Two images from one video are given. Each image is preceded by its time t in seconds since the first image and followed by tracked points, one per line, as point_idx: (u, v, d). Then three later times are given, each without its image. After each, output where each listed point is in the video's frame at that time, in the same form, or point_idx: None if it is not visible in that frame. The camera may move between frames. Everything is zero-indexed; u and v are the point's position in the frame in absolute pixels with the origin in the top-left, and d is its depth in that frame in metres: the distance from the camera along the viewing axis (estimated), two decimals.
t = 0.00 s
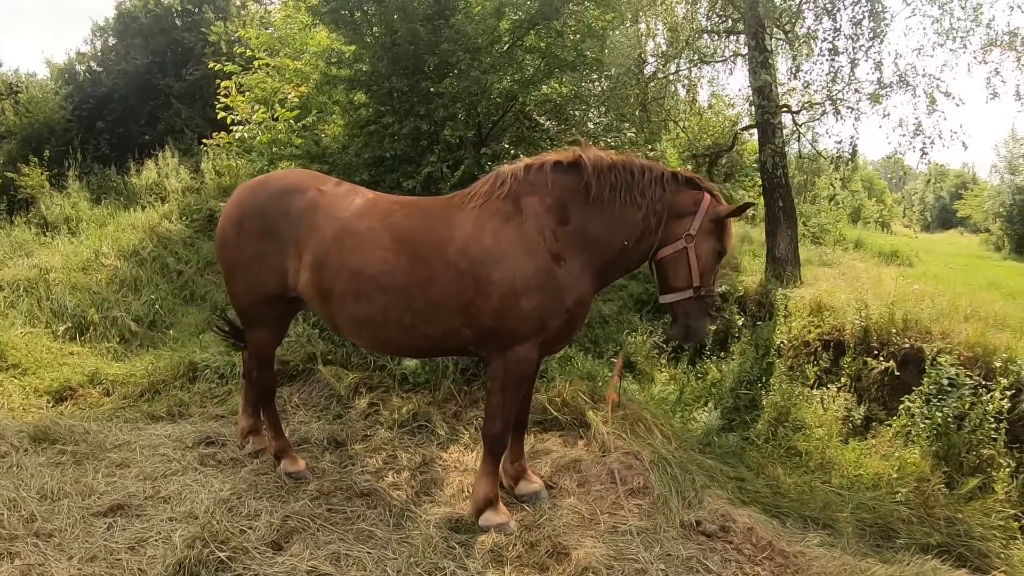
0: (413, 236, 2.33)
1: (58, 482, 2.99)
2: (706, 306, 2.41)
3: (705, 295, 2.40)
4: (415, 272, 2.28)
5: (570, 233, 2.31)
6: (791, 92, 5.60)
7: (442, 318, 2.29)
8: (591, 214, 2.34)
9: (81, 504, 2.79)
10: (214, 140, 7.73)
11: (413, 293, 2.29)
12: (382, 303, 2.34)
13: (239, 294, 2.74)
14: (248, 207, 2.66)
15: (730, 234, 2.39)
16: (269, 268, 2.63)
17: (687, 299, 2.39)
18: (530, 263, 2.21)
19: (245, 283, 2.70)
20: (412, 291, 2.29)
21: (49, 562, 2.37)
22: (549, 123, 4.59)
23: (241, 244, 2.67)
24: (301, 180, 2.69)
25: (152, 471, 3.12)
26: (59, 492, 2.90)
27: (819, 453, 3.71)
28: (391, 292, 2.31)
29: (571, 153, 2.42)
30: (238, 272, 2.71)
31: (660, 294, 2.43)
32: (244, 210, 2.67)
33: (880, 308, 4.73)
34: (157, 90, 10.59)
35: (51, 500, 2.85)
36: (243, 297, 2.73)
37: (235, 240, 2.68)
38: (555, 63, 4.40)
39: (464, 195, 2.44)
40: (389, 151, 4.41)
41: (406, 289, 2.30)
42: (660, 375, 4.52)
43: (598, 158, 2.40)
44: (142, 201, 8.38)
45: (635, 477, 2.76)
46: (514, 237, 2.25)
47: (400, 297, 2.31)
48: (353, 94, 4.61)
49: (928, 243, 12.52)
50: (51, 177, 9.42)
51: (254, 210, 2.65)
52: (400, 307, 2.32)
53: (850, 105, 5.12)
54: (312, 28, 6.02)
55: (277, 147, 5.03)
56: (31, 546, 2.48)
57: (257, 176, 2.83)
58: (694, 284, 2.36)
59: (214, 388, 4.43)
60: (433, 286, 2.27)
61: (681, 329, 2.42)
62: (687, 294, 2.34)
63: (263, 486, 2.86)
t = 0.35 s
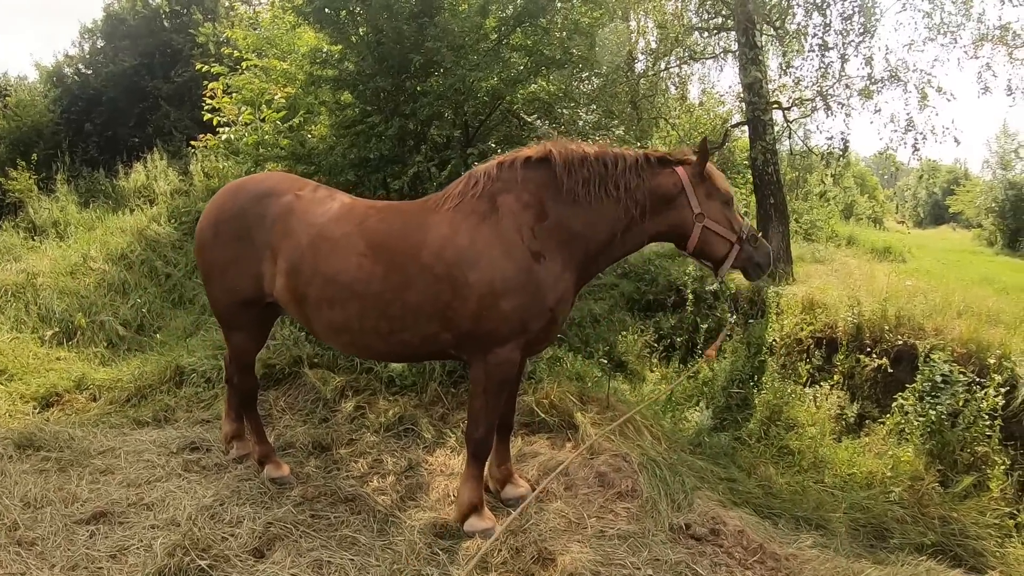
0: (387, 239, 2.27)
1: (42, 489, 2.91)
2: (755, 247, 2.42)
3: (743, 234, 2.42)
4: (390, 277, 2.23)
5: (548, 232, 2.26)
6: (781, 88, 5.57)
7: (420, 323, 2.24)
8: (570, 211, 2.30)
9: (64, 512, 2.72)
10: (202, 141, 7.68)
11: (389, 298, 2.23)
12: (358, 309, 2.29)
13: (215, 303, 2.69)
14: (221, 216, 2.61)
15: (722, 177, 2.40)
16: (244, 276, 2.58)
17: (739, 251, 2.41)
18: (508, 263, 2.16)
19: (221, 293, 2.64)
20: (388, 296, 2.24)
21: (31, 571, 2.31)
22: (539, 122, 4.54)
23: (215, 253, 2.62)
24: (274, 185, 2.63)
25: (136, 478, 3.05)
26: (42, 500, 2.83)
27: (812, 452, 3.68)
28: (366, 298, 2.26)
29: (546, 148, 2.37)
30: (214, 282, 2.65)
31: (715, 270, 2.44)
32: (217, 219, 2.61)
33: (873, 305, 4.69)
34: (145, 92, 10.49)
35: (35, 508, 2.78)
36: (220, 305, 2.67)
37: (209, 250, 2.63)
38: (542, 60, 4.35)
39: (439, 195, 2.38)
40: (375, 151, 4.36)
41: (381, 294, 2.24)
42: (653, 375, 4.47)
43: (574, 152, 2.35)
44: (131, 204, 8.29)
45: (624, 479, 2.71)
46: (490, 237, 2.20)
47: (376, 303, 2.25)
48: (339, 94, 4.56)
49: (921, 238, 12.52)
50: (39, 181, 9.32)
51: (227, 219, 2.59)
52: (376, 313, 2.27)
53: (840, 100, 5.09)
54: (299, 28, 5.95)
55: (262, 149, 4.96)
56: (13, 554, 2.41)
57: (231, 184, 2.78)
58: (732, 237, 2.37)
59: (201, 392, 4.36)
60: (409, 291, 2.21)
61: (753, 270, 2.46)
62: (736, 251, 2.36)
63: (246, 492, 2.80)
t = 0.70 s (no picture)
0: (380, 240, 2.24)
1: (36, 495, 2.87)
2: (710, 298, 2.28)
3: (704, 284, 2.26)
4: (382, 278, 2.20)
5: (544, 233, 2.22)
6: (782, 86, 5.52)
7: (412, 325, 2.21)
8: (566, 212, 2.25)
9: (58, 518, 2.68)
10: (201, 145, 7.66)
11: (380, 299, 2.20)
12: (349, 311, 2.25)
13: (207, 303, 2.66)
14: (214, 215, 2.58)
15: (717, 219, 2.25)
16: (236, 276, 2.55)
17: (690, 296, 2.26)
18: (502, 265, 2.12)
19: (212, 293, 2.61)
20: (379, 298, 2.20)
21: None
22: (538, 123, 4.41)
23: (207, 252, 2.59)
24: (268, 185, 2.60)
25: (131, 483, 3.01)
26: (37, 505, 2.79)
27: (816, 453, 3.62)
28: (357, 299, 2.23)
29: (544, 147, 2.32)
30: (206, 282, 2.63)
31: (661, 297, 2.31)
32: (210, 218, 2.59)
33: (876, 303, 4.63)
34: (145, 97, 10.49)
35: (29, 513, 2.74)
36: (211, 306, 2.64)
37: (201, 249, 2.60)
38: (539, 61, 4.33)
39: (434, 196, 2.34)
40: (371, 153, 4.33)
41: (373, 296, 2.21)
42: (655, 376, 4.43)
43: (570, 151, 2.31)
44: (131, 209, 8.27)
45: (622, 484, 2.66)
46: (484, 238, 2.16)
47: (367, 304, 2.22)
48: (336, 97, 4.53)
49: (926, 236, 12.43)
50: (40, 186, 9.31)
51: (220, 218, 2.56)
52: (368, 315, 2.23)
53: (842, 97, 5.04)
54: (296, 31, 5.93)
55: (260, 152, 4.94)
56: (5, 560, 2.37)
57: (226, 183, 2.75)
58: (693, 279, 2.23)
59: (198, 397, 4.32)
60: (400, 292, 2.18)
61: (687, 326, 2.30)
62: (687, 292, 2.22)
63: (239, 498, 2.75)
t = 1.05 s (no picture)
0: (390, 237, 2.22)
1: (49, 494, 2.88)
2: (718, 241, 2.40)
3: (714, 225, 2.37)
4: (393, 276, 2.18)
5: (555, 226, 2.19)
6: (797, 80, 5.46)
7: (426, 324, 2.19)
8: (577, 202, 2.23)
9: (70, 516, 2.68)
10: (215, 144, 7.69)
11: (392, 299, 2.19)
12: (361, 310, 2.24)
13: (221, 303, 2.66)
14: (225, 216, 2.57)
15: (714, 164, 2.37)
16: (248, 276, 2.55)
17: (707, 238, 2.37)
18: (514, 260, 2.09)
19: (226, 294, 2.62)
20: (391, 297, 2.19)
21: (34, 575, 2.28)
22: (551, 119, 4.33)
23: (218, 253, 2.59)
24: (276, 183, 2.59)
25: (144, 482, 3.02)
26: (49, 504, 2.79)
27: (834, 452, 3.56)
28: (368, 298, 2.22)
29: (550, 136, 2.28)
30: (219, 283, 2.63)
31: (680, 248, 2.40)
32: (221, 219, 2.58)
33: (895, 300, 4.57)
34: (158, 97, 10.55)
35: (42, 512, 2.75)
36: (225, 306, 2.65)
37: (212, 250, 2.61)
38: (552, 55, 4.31)
39: (442, 190, 2.32)
40: (384, 150, 4.32)
41: (384, 295, 2.20)
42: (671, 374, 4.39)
43: (580, 140, 2.27)
44: (146, 208, 8.30)
45: (639, 483, 2.63)
46: (495, 233, 2.13)
47: (379, 303, 2.21)
48: (349, 94, 4.53)
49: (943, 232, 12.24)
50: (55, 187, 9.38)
51: (230, 218, 2.56)
52: (380, 314, 2.22)
53: (859, 90, 4.96)
54: (308, 29, 5.94)
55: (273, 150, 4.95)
56: (18, 559, 2.38)
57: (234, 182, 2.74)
58: (706, 223, 2.33)
59: (212, 395, 4.34)
60: (412, 291, 2.17)
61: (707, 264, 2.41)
62: (705, 236, 2.32)
63: (252, 497, 2.75)
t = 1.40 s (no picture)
0: (411, 235, 2.21)
1: (68, 494, 2.91)
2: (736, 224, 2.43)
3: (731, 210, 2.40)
4: (415, 275, 2.18)
5: (578, 222, 2.18)
6: (814, 75, 5.42)
7: (450, 323, 2.18)
8: (599, 197, 2.22)
9: (88, 517, 2.71)
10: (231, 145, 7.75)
11: (414, 298, 2.19)
12: (383, 309, 2.24)
13: (241, 303, 2.66)
14: (243, 215, 2.58)
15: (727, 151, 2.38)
16: (267, 275, 2.55)
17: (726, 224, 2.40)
18: (540, 257, 2.09)
19: (245, 294, 2.62)
20: (413, 296, 2.19)
21: None
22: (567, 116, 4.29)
23: (238, 253, 2.59)
24: (295, 182, 2.59)
25: (162, 482, 3.04)
26: (68, 504, 2.82)
27: (855, 450, 3.52)
28: (390, 297, 2.22)
29: (570, 131, 2.27)
30: (238, 283, 2.63)
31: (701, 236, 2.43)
32: (239, 219, 2.59)
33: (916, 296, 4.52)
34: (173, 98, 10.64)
35: (60, 512, 2.78)
36: (245, 306, 2.66)
37: (231, 250, 2.61)
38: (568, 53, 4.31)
39: (462, 188, 2.31)
40: (401, 149, 4.33)
41: (407, 294, 2.19)
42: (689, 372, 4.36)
43: (602, 135, 2.26)
44: (163, 209, 8.34)
45: (660, 483, 2.62)
46: (519, 230, 2.12)
47: (401, 302, 2.21)
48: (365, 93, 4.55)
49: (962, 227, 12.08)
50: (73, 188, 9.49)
51: (248, 218, 2.56)
52: (403, 313, 2.22)
53: (878, 84, 4.90)
54: (323, 29, 5.97)
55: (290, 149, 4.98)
56: (37, 560, 2.41)
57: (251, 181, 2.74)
58: (725, 211, 2.35)
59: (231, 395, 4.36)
60: (434, 289, 2.16)
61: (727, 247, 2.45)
62: (726, 222, 2.34)
63: (271, 497, 2.76)
